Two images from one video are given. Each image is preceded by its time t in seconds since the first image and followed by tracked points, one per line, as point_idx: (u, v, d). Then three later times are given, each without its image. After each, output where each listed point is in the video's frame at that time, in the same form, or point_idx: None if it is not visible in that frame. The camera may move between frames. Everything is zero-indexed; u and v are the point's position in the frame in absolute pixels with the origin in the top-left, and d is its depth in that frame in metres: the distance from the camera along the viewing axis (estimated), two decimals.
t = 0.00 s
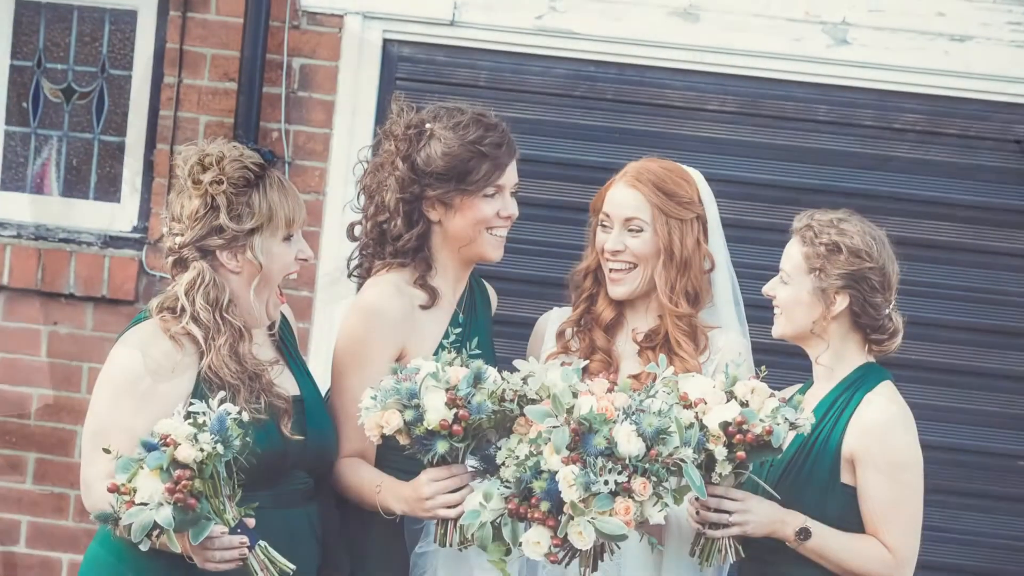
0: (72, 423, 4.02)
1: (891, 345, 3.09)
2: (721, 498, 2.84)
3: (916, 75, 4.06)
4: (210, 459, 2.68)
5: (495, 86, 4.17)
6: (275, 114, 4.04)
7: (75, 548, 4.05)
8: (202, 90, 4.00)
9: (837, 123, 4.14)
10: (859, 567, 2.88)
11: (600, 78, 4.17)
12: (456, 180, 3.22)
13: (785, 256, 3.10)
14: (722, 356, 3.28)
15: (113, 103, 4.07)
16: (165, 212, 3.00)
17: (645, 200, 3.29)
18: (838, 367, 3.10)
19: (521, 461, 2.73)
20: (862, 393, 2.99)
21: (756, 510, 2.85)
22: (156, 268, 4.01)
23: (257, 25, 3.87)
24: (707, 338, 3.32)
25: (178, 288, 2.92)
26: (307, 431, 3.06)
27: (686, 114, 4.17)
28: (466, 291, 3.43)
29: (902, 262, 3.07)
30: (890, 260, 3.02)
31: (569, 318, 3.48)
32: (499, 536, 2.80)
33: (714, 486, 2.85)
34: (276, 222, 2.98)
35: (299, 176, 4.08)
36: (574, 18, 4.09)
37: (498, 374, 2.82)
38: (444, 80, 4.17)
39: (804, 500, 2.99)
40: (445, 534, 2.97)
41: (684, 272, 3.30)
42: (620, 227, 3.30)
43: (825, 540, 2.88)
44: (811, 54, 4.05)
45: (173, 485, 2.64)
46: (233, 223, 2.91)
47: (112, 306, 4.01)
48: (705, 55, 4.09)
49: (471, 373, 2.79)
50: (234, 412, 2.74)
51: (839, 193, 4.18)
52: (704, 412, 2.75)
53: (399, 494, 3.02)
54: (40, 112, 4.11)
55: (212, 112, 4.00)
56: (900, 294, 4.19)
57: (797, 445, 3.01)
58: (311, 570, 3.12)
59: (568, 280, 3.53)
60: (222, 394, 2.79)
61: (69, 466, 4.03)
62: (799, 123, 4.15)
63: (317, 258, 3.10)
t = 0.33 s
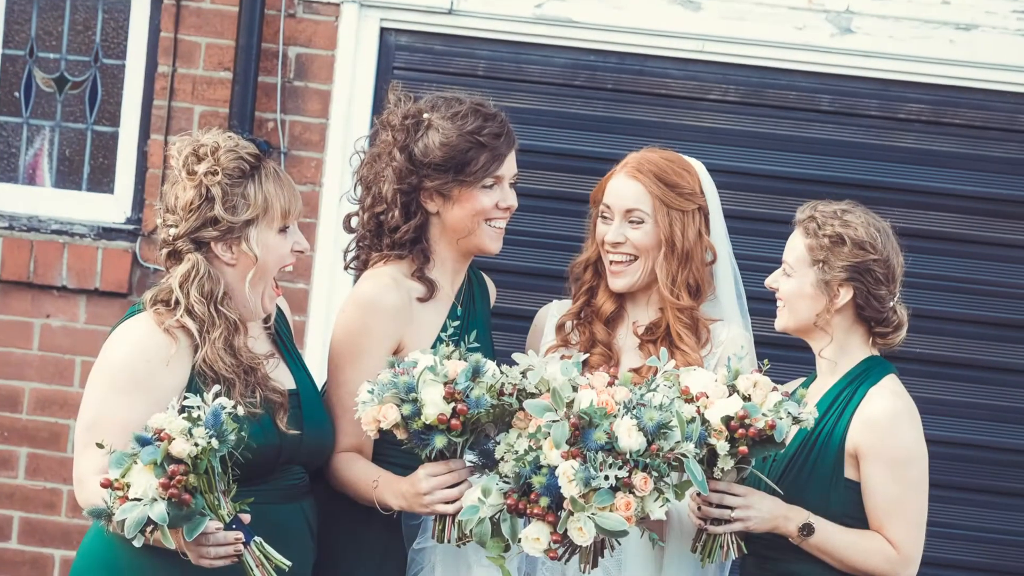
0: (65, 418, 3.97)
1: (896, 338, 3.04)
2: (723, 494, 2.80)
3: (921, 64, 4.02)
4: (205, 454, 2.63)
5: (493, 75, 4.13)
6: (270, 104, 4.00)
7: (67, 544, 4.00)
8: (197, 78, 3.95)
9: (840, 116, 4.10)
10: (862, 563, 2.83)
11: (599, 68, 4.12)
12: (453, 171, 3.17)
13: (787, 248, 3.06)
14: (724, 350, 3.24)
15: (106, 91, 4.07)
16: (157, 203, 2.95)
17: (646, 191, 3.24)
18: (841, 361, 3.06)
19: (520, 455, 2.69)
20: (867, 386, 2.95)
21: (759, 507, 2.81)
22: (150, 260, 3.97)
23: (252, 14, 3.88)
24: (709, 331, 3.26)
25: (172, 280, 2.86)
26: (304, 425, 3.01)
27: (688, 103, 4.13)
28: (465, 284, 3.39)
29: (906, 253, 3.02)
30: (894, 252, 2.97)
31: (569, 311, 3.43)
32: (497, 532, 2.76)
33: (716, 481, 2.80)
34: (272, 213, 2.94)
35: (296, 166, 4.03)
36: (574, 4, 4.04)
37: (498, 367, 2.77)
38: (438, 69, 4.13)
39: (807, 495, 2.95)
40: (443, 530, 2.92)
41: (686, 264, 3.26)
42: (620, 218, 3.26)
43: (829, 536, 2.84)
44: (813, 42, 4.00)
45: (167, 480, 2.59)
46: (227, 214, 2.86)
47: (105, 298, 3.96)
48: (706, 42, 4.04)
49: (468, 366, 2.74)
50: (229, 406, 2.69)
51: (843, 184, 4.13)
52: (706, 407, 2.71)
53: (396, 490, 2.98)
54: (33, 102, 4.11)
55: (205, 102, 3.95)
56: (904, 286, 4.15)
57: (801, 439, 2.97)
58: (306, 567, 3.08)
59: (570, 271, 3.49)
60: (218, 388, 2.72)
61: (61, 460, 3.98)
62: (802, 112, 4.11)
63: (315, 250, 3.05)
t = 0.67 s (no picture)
0: (58, 411, 3.93)
1: (900, 331, 2.99)
2: (725, 489, 2.76)
3: (925, 53, 3.97)
4: (200, 448, 2.60)
5: (492, 64, 4.08)
6: (266, 94, 3.95)
7: (59, 540, 3.96)
8: (191, 67, 3.90)
9: (844, 106, 4.06)
10: (865, 560, 2.79)
11: (600, 58, 4.07)
12: (451, 161, 3.12)
13: (791, 240, 3.02)
14: (727, 343, 3.18)
15: (99, 81, 4.03)
16: (151, 194, 2.89)
17: (647, 182, 3.20)
18: (845, 354, 3.02)
19: (519, 450, 2.65)
20: (871, 380, 2.91)
21: (762, 502, 2.77)
22: (143, 252, 3.92)
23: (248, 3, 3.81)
24: (711, 325, 3.22)
25: (166, 272, 2.81)
26: (300, 419, 2.97)
27: (689, 93, 4.08)
28: (463, 277, 3.34)
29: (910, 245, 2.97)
30: (899, 244, 2.92)
31: (569, 304, 3.38)
32: (496, 528, 2.71)
33: (718, 476, 2.76)
34: (268, 205, 2.89)
35: (293, 157, 3.98)
36: None
37: (496, 361, 2.73)
38: (436, 59, 4.09)
39: (809, 490, 2.91)
40: (441, 525, 2.87)
41: (687, 256, 3.21)
42: (620, 210, 3.21)
43: (833, 532, 2.80)
44: (817, 30, 3.95)
45: (162, 476, 2.54)
46: (222, 206, 2.81)
47: (98, 291, 3.92)
48: (708, 31, 3.99)
49: (467, 360, 2.70)
50: (224, 400, 2.65)
51: (846, 175, 4.09)
52: (709, 401, 2.67)
53: (394, 485, 2.93)
54: (25, 91, 4.07)
55: (199, 92, 3.90)
56: (908, 279, 4.11)
57: (804, 434, 2.93)
58: (302, 563, 3.03)
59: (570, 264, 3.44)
60: (213, 381, 2.67)
61: (53, 454, 3.94)
62: (805, 102, 4.06)
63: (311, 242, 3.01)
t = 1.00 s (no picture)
0: (51, 405, 3.89)
1: (905, 324, 2.95)
2: (727, 485, 2.72)
3: (930, 42, 3.93)
4: (195, 443, 2.55)
5: (491, 54, 4.04)
6: (262, 84, 3.90)
7: (52, 537, 3.92)
8: (185, 57, 3.85)
9: (848, 96, 4.01)
10: (869, 556, 2.75)
11: (600, 47, 4.03)
12: (449, 152, 3.08)
13: (793, 232, 2.98)
14: (729, 337, 3.15)
15: (92, 70, 3.98)
16: (146, 185, 2.85)
17: (648, 174, 3.15)
18: (849, 348, 2.98)
19: (518, 445, 2.61)
20: (875, 374, 2.86)
21: (765, 497, 2.73)
22: (137, 244, 3.87)
23: None
24: (713, 318, 3.17)
25: (160, 265, 2.77)
26: (296, 414, 2.93)
27: (691, 83, 4.03)
28: (461, 269, 3.29)
29: (915, 237, 2.93)
30: (903, 237, 2.87)
31: (568, 297, 3.34)
32: (495, 524, 2.68)
33: (720, 472, 2.72)
34: (263, 196, 2.85)
35: (289, 148, 3.93)
36: None
37: (495, 355, 2.69)
38: (434, 48, 4.04)
39: (812, 485, 2.87)
40: (439, 521, 2.83)
41: (689, 248, 3.17)
42: (620, 201, 3.17)
43: (836, 528, 2.76)
44: (819, 19, 3.91)
45: (156, 471, 2.51)
46: (217, 197, 2.77)
47: (91, 284, 3.87)
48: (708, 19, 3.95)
49: (465, 353, 2.66)
50: (219, 394, 2.61)
51: (849, 165, 4.04)
52: (710, 395, 2.62)
53: (391, 480, 2.89)
54: (18, 81, 4.02)
55: (193, 82, 3.85)
56: (912, 271, 4.06)
57: (807, 428, 2.89)
58: (298, 559, 2.99)
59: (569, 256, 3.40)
60: (207, 375, 2.62)
61: (46, 449, 3.90)
62: (808, 92, 4.01)
63: (307, 233, 2.97)
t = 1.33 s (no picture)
0: (44, 399, 3.85)
1: (909, 317, 2.91)
2: (729, 480, 2.68)
3: (935, 32, 3.89)
4: (189, 438, 2.51)
5: (490, 43, 4.00)
6: (257, 74, 3.86)
7: (45, 533, 3.88)
8: (180, 47, 3.80)
9: (851, 86, 3.96)
10: (873, 552, 2.71)
11: (601, 36, 3.99)
12: (447, 143, 3.03)
13: (797, 225, 2.94)
14: (731, 330, 3.09)
15: (85, 60, 3.93)
16: (140, 177, 2.80)
17: (649, 164, 3.11)
18: (853, 341, 2.94)
19: (517, 440, 2.56)
20: (879, 369, 2.83)
21: (767, 493, 2.69)
22: (131, 236, 3.82)
23: None
24: (714, 311, 3.13)
25: (154, 257, 2.73)
26: (292, 408, 2.89)
27: (693, 73, 3.99)
28: (460, 261, 3.25)
29: (919, 230, 2.88)
30: (908, 229, 2.84)
31: (568, 290, 3.29)
32: (493, 520, 2.64)
33: (722, 467, 2.68)
34: (259, 187, 2.81)
35: (285, 139, 3.88)
36: None
37: (493, 348, 2.65)
38: (432, 38, 4.01)
39: (816, 481, 2.83)
40: (437, 518, 2.79)
41: (691, 240, 3.13)
42: (621, 192, 3.12)
43: (840, 524, 2.72)
44: (822, 8, 3.87)
45: (150, 466, 2.46)
46: (212, 188, 2.72)
47: (84, 276, 3.83)
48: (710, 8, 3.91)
49: (464, 347, 2.62)
50: (213, 388, 2.57)
51: (853, 157, 4.00)
52: (713, 389, 2.58)
53: (388, 475, 2.85)
54: (10, 71, 3.97)
55: (188, 72, 3.81)
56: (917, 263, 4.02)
57: (810, 423, 2.85)
58: (294, 556, 2.95)
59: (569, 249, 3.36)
60: (201, 369, 2.57)
61: (39, 443, 3.86)
62: (811, 83, 3.97)
63: (303, 225, 2.92)
